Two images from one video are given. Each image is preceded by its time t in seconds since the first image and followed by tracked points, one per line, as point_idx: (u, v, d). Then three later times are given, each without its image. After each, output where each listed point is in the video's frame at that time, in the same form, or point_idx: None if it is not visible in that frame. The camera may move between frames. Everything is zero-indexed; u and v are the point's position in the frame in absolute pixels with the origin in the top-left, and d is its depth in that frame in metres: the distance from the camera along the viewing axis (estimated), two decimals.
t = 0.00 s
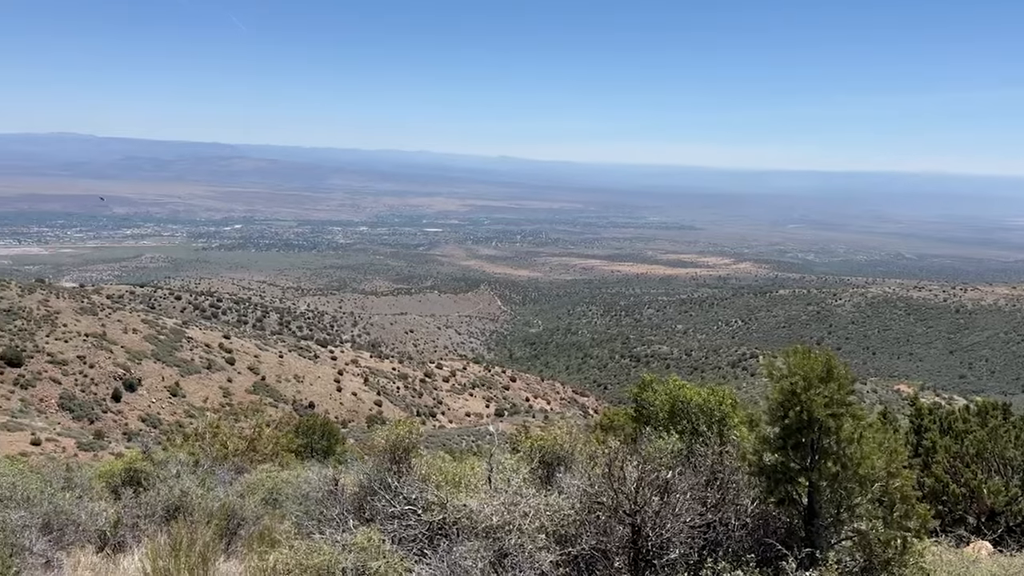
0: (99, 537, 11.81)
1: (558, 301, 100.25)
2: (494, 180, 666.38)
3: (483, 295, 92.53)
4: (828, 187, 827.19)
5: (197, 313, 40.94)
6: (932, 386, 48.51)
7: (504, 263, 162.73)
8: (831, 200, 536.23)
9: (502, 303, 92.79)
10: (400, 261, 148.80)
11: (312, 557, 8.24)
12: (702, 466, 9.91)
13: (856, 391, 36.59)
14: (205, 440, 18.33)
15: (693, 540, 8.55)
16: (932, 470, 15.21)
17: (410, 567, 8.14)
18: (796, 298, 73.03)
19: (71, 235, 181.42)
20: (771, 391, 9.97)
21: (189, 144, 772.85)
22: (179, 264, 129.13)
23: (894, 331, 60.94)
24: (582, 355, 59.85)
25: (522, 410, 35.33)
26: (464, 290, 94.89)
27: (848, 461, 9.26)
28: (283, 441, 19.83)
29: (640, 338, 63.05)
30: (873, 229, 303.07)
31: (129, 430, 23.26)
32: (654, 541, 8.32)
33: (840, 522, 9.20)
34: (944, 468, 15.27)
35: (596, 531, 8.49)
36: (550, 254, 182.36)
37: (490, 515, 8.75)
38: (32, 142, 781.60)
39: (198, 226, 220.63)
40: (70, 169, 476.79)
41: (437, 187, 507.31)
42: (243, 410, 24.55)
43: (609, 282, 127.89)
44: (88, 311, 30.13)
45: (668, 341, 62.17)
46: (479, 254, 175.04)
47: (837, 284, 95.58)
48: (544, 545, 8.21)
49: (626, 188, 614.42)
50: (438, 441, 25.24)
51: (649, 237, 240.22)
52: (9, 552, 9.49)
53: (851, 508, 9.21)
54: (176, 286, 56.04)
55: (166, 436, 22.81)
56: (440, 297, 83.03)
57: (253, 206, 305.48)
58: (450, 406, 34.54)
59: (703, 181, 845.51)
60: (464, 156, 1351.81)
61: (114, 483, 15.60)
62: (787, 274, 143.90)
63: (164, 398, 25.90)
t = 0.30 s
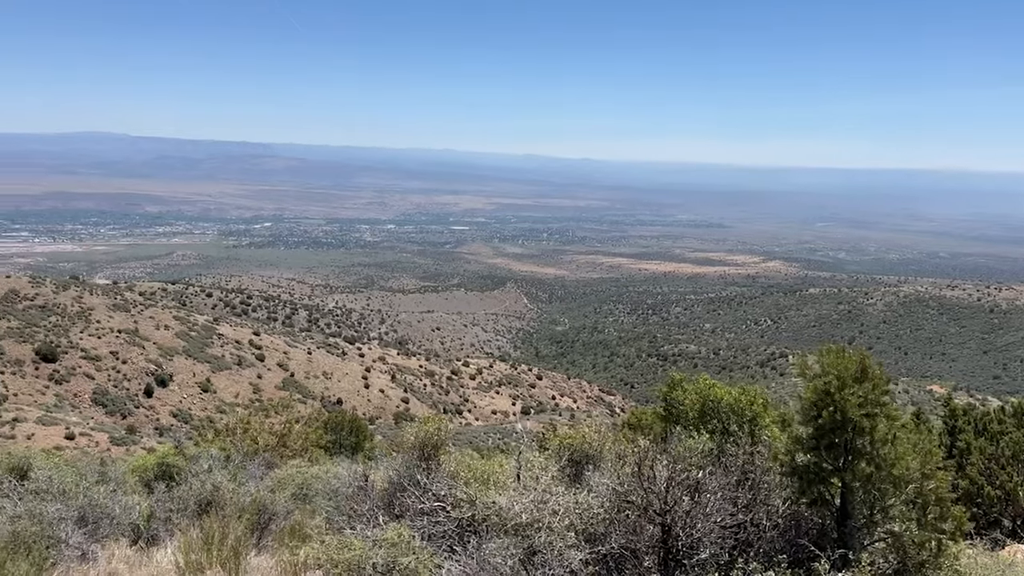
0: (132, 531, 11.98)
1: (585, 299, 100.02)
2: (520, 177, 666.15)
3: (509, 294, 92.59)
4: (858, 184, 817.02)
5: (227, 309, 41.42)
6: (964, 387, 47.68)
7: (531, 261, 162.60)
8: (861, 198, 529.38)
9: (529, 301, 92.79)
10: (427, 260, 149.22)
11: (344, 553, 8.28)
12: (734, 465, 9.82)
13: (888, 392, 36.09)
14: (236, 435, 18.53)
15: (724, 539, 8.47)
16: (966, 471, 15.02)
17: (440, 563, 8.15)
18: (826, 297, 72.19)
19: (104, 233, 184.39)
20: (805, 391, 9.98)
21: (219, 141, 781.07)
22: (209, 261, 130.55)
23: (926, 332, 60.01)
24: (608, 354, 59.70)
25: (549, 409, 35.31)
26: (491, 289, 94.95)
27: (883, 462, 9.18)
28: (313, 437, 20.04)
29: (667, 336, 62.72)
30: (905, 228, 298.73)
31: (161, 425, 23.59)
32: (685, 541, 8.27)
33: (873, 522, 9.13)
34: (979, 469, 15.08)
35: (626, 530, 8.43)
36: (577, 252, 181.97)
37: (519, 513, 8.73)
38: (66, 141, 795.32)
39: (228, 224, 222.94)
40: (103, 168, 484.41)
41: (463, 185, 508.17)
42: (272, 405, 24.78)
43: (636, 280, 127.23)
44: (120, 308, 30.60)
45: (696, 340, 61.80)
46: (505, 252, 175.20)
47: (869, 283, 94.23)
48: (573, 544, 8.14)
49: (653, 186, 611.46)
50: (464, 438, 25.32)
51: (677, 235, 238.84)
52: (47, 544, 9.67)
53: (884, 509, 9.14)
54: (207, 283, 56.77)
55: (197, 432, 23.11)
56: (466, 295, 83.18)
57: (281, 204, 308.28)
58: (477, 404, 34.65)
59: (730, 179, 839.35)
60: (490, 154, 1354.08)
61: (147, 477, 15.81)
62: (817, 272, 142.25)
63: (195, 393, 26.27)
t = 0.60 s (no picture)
0: (169, 524, 12.18)
1: (616, 297, 99.63)
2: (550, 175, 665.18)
3: (539, 291, 92.53)
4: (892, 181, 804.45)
5: (261, 306, 41.93)
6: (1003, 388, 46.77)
7: (561, 259, 162.34)
8: (896, 194, 521.02)
9: (559, 299, 92.59)
10: (458, 257, 149.57)
11: (380, 548, 8.38)
12: (770, 464, 9.73)
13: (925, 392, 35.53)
14: (271, 430, 18.78)
15: (760, 538, 8.35)
16: (1005, 474, 14.76)
17: (474, 559, 8.17)
18: (862, 296, 71.20)
19: (141, 230, 187.52)
20: (842, 390, 9.90)
21: (252, 140, 790.36)
22: (244, 258, 132.14)
23: (964, 331, 58.93)
24: (639, 352, 59.49)
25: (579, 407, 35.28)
26: (521, 287, 94.94)
27: (922, 463, 9.09)
28: (345, 432, 20.26)
29: (699, 335, 62.29)
30: (942, 226, 293.62)
31: (196, 420, 23.95)
32: (720, 540, 8.18)
33: (911, 524, 9.00)
34: (1018, 472, 14.82)
35: (660, 529, 8.39)
36: (607, 250, 181.33)
37: (552, 509, 8.72)
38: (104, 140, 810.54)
39: (261, 222, 225.50)
40: (140, 166, 492.97)
41: (493, 183, 508.89)
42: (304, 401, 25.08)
43: (667, 278, 126.49)
44: (157, 304, 31.09)
45: (727, 339, 61.28)
46: (535, 250, 175.17)
47: (906, 282, 92.66)
48: (605, 542, 8.09)
49: (683, 183, 607.47)
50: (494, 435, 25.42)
51: (708, 233, 236.91)
52: (88, 535, 9.85)
53: (923, 510, 9.01)
54: (241, 280, 57.50)
55: (231, 426, 23.45)
56: (496, 293, 83.29)
57: (313, 202, 311.17)
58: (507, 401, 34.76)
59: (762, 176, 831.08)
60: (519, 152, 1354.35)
61: (184, 471, 16.08)
62: (852, 270, 140.27)
63: (229, 389, 26.64)
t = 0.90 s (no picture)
0: (208, 516, 12.35)
1: (649, 295, 99.10)
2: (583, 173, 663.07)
3: (571, 289, 92.38)
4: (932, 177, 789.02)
5: (297, 303, 42.39)
6: None
7: (594, 256, 161.82)
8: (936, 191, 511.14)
9: (591, 297, 92.30)
10: (490, 255, 149.79)
11: (414, 543, 8.45)
12: (809, 464, 9.63)
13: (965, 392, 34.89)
14: (307, 425, 19.01)
15: (799, 538, 8.25)
16: None
17: (509, 556, 8.15)
18: (901, 295, 70.02)
19: (180, 228, 190.61)
20: (882, 390, 9.77)
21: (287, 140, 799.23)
22: (280, 256, 133.73)
23: (1007, 330, 57.67)
24: (672, 350, 59.16)
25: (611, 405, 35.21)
26: (554, 284, 94.77)
27: (965, 465, 8.92)
28: (378, 428, 20.39)
29: (733, 334, 61.75)
30: (984, 223, 287.43)
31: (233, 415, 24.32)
32: (757, 541, 8.07)
33: (953, 526, 8.84)
34: None
35: (695, 528, 8.32)
36: (640, 248, 180.37)
37: (587, 507, 8.68)
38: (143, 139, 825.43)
39: (297, 220, 228.06)
40: (178, 165, 501.25)
41: (525, 180, 508.60)
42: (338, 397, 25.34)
43: (701, 276, 125.45)
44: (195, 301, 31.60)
45: (762, 338, 60.65)
46: (567, 247, 174.84)
47: (948, 280, 90.76)
48: (641, 541, 8.03)
49: (717, 180, 602.22)
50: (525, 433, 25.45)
51: (743, 230, 234.47)
52: (129, 527, 10.01)
53: (966, 512, 8.87)
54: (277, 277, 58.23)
55: (267, 421, 23.76)
56: (527, 290, 83.29)
57: (347, 200, 313.91)
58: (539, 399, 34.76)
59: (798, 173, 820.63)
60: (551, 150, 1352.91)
61: (221, 464, 16.32)
62: (891, 269, 137.79)
63: (265, 384, 26.99)
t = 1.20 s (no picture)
0: (245, 509, 12.54)
1: (684, 293, 98.19)
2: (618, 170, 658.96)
3: (605, 286, 91.89)
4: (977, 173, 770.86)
5: (333, 300, 42.81)
6: None
7: (629, 254, 160.75)
8: (981, 187, 498.92)
9: (625, 295, 91.72)
10: (525, 252, 149.58)
11: (448, 539, 8.45)
12: (847, 465, 9.46)
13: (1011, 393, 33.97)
14: (342, 421, 19.20)
15: (836, 539, 8.10)
16: None
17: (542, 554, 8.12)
18: (944, 293, 68.50)
19: (219, 225, 193.31)
20: (923, 390, 9.56)
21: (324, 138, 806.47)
22: (316, 253, 134.84)
23: None
24: (707, 349, 58.57)
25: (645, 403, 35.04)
26: (588, 282, 94.30)
27: (1009, 468, 8.70)
28: (411, 423, 20.50)
29: (770, 332, 60.93)
30: None
31: (270, 409, 24.64)
32: (793, 542, 7.96)
33: (996, 530, 8.64)
34: None
35: (730, 528, 8.22)
36: (676, 245, 178.76)
37: (619, 505, 8.62)
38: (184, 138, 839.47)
39: (333, 217, 230.02)
40: (217, 163, 508.63)
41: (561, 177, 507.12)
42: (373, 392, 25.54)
43: (738, 274, 123.92)
44: (233, 297, 32.06)
45: (800, 336, 59.75)
46: (602, 245, 173.86)
47: (993, 279, 88.53)
48: (675, 541, 7.93)
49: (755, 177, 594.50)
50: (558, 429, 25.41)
51: (781, 227, 231.29)
52: (167, 520, 10.18)
53: (1010, 515, 8.66)
54: (314, 274, 58.81)
55: (303, 416, 24.06)
56: (560, 288, 83.00)
57: (382, 198, 315.87)
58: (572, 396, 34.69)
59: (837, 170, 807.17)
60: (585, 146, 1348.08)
61: (259, 458, 16.55)
62: (935, 267, 134.70)
63: (302, 379, 27.28)
